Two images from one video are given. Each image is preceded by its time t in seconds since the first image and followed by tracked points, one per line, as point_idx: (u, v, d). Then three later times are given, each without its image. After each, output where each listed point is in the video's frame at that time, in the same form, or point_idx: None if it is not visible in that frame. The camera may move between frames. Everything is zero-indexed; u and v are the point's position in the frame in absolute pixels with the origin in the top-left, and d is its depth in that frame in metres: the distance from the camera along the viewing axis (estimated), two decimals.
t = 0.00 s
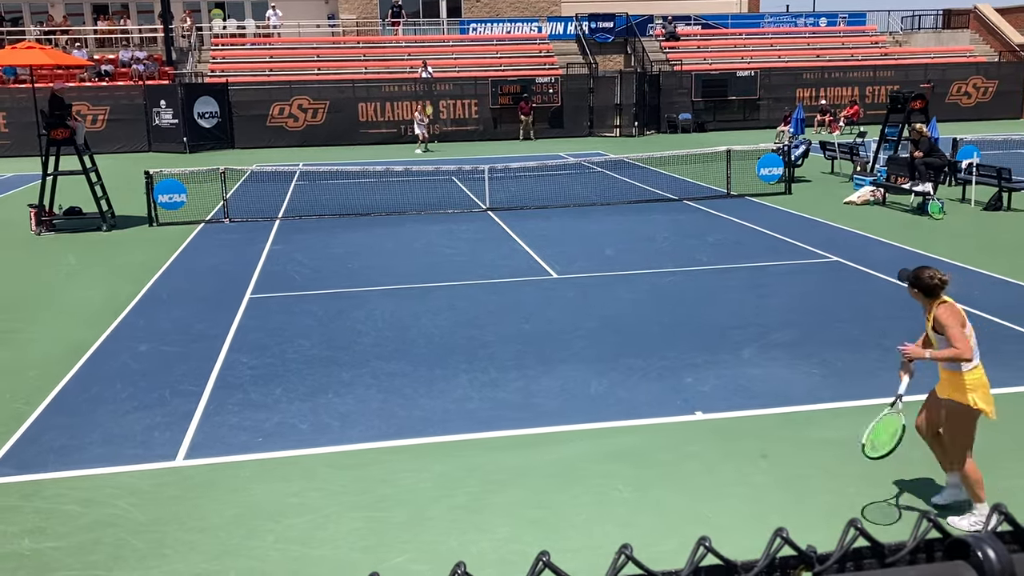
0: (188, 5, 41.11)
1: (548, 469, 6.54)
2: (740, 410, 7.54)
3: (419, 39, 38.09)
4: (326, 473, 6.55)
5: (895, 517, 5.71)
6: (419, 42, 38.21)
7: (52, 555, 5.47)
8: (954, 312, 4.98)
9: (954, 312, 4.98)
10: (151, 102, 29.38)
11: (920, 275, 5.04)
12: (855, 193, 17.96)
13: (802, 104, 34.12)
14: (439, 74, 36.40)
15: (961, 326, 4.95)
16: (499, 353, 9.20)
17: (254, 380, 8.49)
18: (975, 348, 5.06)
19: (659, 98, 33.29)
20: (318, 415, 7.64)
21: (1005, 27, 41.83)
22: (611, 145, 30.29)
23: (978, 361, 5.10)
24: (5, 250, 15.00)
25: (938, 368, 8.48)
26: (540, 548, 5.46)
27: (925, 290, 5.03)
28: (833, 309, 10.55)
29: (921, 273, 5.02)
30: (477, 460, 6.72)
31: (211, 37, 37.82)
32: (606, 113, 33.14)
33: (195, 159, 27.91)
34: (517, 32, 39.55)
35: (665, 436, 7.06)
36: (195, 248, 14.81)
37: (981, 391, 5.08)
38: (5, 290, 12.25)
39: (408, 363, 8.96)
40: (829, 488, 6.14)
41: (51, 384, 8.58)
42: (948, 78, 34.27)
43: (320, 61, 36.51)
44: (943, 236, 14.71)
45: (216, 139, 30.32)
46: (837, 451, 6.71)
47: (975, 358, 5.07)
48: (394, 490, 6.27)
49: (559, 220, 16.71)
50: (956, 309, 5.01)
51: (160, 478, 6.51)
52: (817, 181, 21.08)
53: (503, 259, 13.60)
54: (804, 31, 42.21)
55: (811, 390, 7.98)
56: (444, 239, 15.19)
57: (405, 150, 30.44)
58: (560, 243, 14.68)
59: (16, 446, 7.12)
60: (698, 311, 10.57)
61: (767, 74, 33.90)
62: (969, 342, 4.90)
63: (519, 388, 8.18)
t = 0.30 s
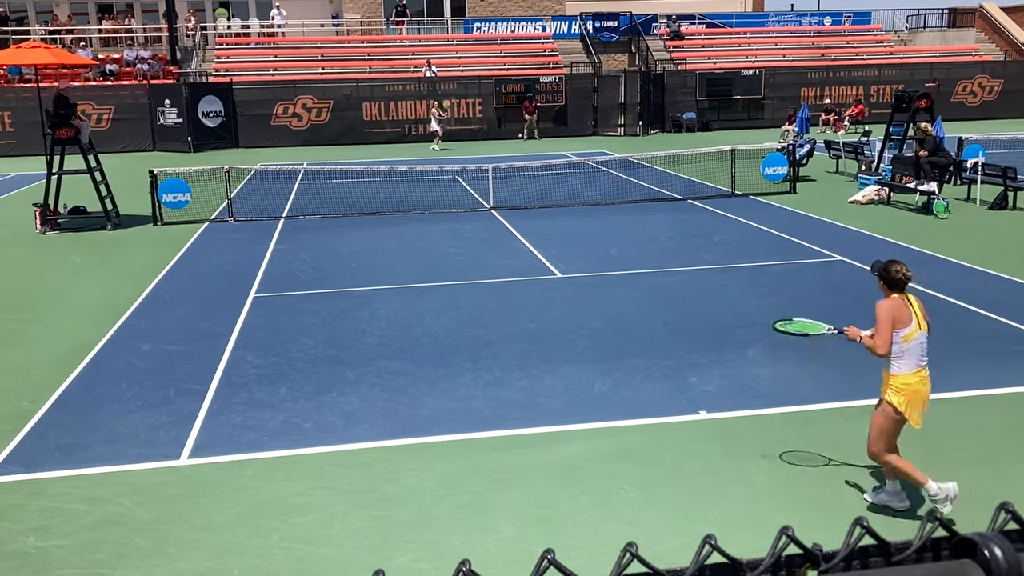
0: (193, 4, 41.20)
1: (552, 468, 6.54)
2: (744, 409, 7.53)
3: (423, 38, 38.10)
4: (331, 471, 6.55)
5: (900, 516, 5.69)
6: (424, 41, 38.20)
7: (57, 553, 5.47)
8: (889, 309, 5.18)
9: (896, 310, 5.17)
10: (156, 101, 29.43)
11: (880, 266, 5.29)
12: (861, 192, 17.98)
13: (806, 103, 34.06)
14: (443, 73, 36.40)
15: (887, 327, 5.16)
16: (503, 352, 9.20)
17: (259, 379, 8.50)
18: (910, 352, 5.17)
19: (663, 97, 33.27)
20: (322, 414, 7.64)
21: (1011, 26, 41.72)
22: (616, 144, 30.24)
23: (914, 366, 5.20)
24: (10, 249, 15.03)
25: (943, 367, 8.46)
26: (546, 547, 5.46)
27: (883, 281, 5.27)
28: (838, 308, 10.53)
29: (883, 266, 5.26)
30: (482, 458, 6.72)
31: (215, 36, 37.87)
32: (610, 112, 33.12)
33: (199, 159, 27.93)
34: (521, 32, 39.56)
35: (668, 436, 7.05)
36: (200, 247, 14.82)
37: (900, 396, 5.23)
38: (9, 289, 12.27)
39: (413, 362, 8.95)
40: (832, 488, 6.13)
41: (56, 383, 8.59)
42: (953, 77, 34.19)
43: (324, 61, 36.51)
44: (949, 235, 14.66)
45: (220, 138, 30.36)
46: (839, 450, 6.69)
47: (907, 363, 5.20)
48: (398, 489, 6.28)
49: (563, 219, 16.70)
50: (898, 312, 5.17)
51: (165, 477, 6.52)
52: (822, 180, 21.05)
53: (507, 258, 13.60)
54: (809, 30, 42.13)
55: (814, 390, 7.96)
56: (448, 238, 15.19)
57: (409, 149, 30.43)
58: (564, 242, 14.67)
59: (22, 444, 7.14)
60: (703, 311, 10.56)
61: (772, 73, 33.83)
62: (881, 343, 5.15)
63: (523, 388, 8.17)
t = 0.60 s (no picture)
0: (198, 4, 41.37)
1: (556, 468, 6.53)
2: (749, 409, 7.51)
3: (427, 38, 38.12)
4: (335, 471, 6.56)
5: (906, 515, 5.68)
6: (428, 41, 38.20)
7: (62, 552, 5.48)
8: (841, 313, 5.12)
9: (847, 312, 5.10)
10: (161, 101, 29.54)
11: (836, 270, 5.25)
12: (866, 192, 17.96)
13: (811, 103, 34.01)
14: (448, 73, 36.40)
15: (835, 331, 5.10)
16: (508, 352, 9.19)
17: (263, 379, 8.50)
18: (862, 356, 5.08)
19: (668, 96, 33.19)
20: (327, 413, 7.64)
21: (1017, 25, 41.58)
22: (620, 144, 30.18)
23: (868, 370, 5.10)
24: (15, 249, 15.06)
25: (948, 367, 8.43)
26: (551, 546, 5.45)
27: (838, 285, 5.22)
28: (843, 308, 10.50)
29: (834, 273, 5.20)
30: (486, 458, 6.72)
31: (220, 36, 37.93)
32: (615, 111, 33.06)
33: (204, 158, 28.00)
34: (526, 31, 39.57)
35: (673, 435, 7.04)
36: (205, 247, 14.84)
37: (856, 401, 5.13)
38: (15, 289, 12.30)
39: (417, 362, 8.95)
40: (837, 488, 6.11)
41: (61, 382, 8.61)
42: (959, 77, 34.09)
43: (328, 60, 36.53)
44: (954, 235, 14.62)
45: (225, 138, 30.40)
46: (844, 451, 6.67)
47: (861, 367, 5.10)
48: (402, 488, 6.27)
49: (567, 219, 16.69)
50: (849, 315, 5.10)
51: (170, 476, 6.52)
52: (827, 180, 21.01)
53: (512, 258, 13.59)
54: (814, 29, 42.05)
55: (819, 390, 7.93)
56: (453, 238, 15.18)
57: (413, 149, 30.42)
58: (568, 241, 14.66)
59: (27, 443, 7.16)
60: (708, 310, 10.54)
61: (777, 72, 33.78)
62: (829, 348, 5.07)
63: (528, 387, 8.17)
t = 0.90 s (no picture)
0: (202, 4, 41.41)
1: (560, 468, 6.53)
2: (754, 410, 7.50)
3: (431, 38, 38.13)
4: (340, 471, 6.57)
5: (913, 518, 5.67)
6: (432, 41, 38.20)
7: (67, 552, 5.50)
8: (769, 312, 5.02)
9: (773, 313, 5.00)
10: (165, 101, 29.56)
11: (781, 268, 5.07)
12: (870, 192, 17.93)
13: (816, 103, 33.97)
14: (452, 73, 36.41)
15: (758, 329, 5.02)
16: (512, 352, 9.20)
17: (268, 379, 8.51)
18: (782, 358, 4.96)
19: (672, 96, 33.17)
20: (331, 413, 7.66)
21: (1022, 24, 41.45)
22: (624, 144, 30.18)
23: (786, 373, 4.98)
24: (19, 249, 15.11)
25: (952, 368, 8.42)
26: (557, 547, 5.46)
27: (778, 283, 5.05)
28: (848, 308, 10.49)
29: (778, 270, 5.06)
30: (491, 459, 6.72)
31: (224, 36, 37.99)
32: (619, 112, 33.04)
33: (209, 159, 28.02)
34: (530, 31, 39.60)
35: (678, 436, 7.04)
36: (210, 247, 14.87)
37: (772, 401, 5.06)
38: (19, 289, 12.34)
39: (421, 362, 8.96)
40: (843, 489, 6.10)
41: (66, 382, 8.63)
42: (964, 77, 34.02)
43: (333, 60, 36.56)
44: (959, 235, 14.60)
45: (230, 138, 30.47)
46: (851, 452, 6.66)
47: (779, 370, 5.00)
48: (406, 488, 6.28)
49: (571, 219, 16.70)
50: (775, 315, 4.99)
51: (174, 476, 6.54)
52: (831, 180, 20.98)
53: (515, 258, 13.60)
54: (818, 29, 42.02)
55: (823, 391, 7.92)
56: (458, 238, 15.19)
57: (418, 149, 30.44)
58: (572, 241, 14.67)
59: (32, 443, 7.18)
60: (711, 311, 10.54)
61: (782, 73, 33.77)
62: (748, 347, 5.02)
63: (532, 387, 8.17)
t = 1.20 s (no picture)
0: (205, 4, 41.41)
1: (562, 468, 6.52)
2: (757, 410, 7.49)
3: (434, 38, 38.12)
4: (342, 470, 6.57)
5: (919, 518, 5.65)
6: (435, 41, 38.19)
7: (69, 551, 5.50)
8: (734, 318, 4.82)
9: (737, 317, 4.81)
10: (168, 100, 29.56)
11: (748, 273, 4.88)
12: (873, 192, 17.91)
13: (819, 103, 33.92)
14: (455, 73, 36.42)
15: (720, 334, 4.84)
16: (514, 352, 9.19)
17: (270, 378, 8.51)
18: (740, 364, 4.77)
19: (675, 97, 33.20)
20: (333, 413, 7.65)
21: None
22: (627, 144, 30.18)
23: (741, 381, 4.80)
24: (22, 248, 15.12)
25: (955, 368, 8.40)
26: (562, 547, 5.45)
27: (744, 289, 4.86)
28: (851, 309, 10.46)
29: (744, 273, 4.87)
30: (493, 459, 6.71)
31: (227, 36, 38.01)
32: (621, 112, 33.05)
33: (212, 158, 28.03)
34: (533, 31, 39.61)
35: (680, 436, 7.02)
36: (213, 246, 14.87)
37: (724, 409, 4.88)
38: (22, 288, 12.34)
39: (423, 362, 8.95)
40: (849, 489, 6.09)
41: (68, 381, 8.64)
42: (967, 77, 33.97)
43: (335, 60, 36.56)
44: (962, 236, 14.58)
45: (233, 138, 30.52)
46: (857, 452, 6.65)
47: (736, 376, 4.81)
48: (408, 488, 6.27)
49: (574, 219, 16.68)
50: (739, 321, 4.80)
51: (176, 475, 6.53)
52: (834, 180, 20.95)
53: (517, 258, 13.59)
54: (821, 29, 41.98)
55: (825, 391, 7.90)
56: (460, 237, 15.19)
57: (421, 149, 30.45)
58: (575, 241, 14.65)
59: (34, 442, 7.18)
60: (713, 311, 10.52)
61: (785, 73, 33.73)
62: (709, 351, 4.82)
63: (534, 387, 8.16)
